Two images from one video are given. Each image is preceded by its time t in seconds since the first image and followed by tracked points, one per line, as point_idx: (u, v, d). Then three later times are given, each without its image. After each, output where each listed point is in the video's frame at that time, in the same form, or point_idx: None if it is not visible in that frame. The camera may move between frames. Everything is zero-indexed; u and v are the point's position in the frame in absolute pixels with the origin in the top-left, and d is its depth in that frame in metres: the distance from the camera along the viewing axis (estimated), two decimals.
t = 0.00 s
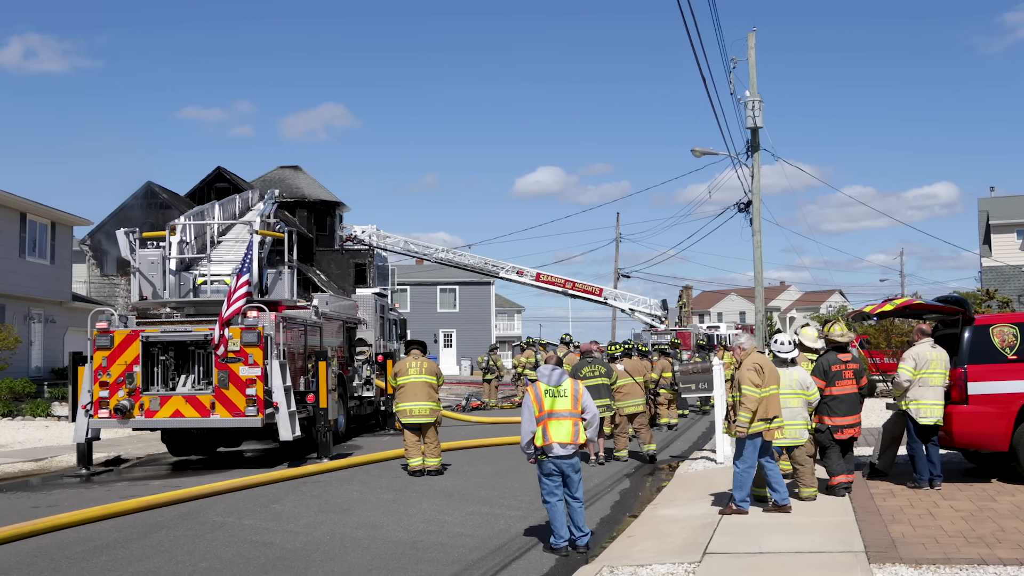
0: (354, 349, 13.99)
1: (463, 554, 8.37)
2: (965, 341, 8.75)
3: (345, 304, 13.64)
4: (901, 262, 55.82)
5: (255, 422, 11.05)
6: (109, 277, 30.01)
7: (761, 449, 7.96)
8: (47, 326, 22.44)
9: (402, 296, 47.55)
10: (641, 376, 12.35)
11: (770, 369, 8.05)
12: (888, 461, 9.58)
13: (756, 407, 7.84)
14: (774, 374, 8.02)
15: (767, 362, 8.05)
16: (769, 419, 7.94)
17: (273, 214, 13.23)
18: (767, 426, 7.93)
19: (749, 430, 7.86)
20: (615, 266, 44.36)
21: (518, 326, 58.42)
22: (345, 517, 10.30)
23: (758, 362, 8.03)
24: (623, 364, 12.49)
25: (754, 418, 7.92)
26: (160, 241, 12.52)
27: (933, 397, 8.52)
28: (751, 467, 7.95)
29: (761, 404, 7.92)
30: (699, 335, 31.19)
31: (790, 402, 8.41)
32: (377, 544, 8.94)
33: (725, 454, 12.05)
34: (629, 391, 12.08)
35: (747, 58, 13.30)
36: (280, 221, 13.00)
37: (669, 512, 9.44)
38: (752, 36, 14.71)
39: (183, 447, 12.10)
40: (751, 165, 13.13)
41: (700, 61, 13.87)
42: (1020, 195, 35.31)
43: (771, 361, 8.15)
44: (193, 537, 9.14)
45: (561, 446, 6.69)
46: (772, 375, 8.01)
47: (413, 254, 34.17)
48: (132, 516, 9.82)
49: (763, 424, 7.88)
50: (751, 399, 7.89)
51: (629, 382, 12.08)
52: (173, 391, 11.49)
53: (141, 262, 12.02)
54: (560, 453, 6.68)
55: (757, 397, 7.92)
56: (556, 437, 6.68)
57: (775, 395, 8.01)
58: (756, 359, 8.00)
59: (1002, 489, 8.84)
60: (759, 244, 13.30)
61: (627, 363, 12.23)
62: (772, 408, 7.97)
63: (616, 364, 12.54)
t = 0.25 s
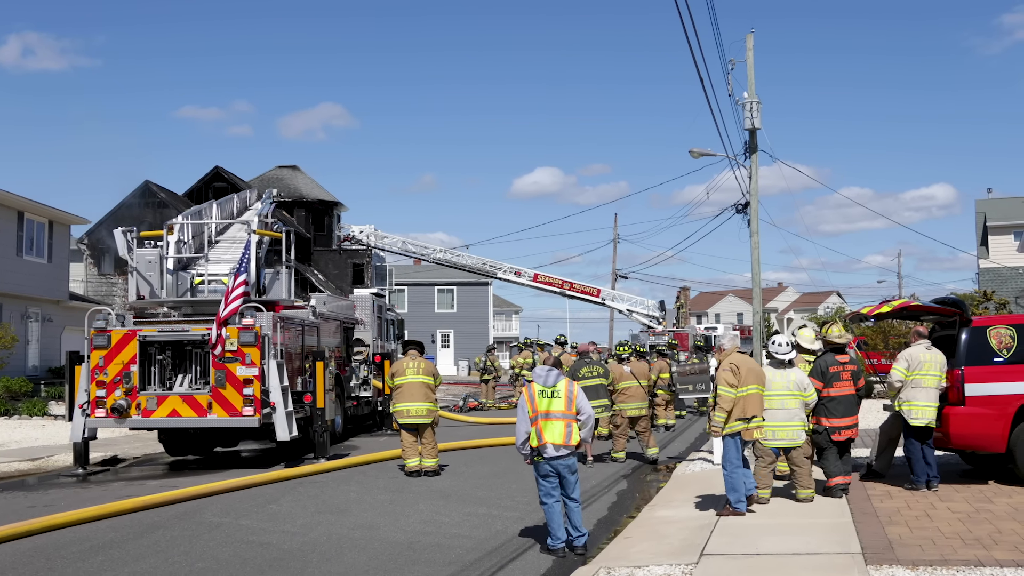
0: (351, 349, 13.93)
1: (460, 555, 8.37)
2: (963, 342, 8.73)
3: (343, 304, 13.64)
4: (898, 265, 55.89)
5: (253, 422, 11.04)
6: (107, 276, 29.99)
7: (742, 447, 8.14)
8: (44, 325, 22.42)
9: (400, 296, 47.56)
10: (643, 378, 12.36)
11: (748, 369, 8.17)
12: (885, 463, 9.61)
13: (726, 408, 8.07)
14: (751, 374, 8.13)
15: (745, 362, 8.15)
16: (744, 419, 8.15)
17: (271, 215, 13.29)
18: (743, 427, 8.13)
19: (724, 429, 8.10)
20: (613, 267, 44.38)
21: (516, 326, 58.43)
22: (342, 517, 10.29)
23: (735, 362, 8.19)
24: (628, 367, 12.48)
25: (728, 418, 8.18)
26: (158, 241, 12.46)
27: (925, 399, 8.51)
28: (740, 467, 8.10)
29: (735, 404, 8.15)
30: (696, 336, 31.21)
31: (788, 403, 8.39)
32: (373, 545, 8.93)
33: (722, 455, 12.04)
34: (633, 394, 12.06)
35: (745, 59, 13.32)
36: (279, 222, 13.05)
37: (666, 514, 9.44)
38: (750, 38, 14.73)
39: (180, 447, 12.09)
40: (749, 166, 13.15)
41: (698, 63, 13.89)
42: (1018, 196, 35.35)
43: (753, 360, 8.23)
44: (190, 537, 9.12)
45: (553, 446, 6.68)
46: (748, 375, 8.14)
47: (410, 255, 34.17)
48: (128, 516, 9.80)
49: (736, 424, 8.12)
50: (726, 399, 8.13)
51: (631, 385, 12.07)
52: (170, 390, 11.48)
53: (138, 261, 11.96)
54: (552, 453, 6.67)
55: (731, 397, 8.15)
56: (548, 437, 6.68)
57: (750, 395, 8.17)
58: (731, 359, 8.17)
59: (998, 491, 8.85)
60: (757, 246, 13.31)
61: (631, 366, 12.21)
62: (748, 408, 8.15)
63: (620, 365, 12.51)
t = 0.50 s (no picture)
0: (347, 356, 13.90)
1: (456, 563, 8.35)
2: (959, 349, 8.75)
3: (339, 311, 13.64)
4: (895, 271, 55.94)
5: (250, 430, 11.02)
6: (104, 282, 29.98)
7: (728, 456, 8.20)
8: (41, 332, 22.40)
9: (397, 303, 47.56)
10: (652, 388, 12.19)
11: (732, 377, 8.44)
12: (883, 470, 9.60)
13: (707, 415, 8.27)
14: (733, 383, 8.38)
15: (727, 369, 8.46)
16: (727, 425, 8.27)
17: (268, 221, 13.38)
18: (725, 432, 8.26)
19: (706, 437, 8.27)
20: (610, 274, 44.40)
21: (513, 333, 58.42)
22: (339, 525, 10.28)
23: (719, 371, 8.48)
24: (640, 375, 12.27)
25: (711, 425, 8.33)
26: (154, 248, 12.43)
27: (921, 406, 8.54)
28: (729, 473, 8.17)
29: (717, 410, 8.33)
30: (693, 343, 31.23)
31: (785, 410, 8.39)
32: (371, 553, 8.91)
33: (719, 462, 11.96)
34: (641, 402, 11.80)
35: (742, 66, 13.35)
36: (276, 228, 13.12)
37: (663, 521, 9.43)
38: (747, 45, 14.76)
39: (177, 454, 12.08)
40: (746, 173, 13.17)
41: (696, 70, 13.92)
42: (1015, 203, 35.37)
43: (737, 368, 8.51)
44: (186, 545, 9.11)
45: (543, 454, 6.68)
46: (729, 381, 8.40)
47: (407, 262, 34.17)
48: (125, 523, 9.78)
49: (717, 430, 8.25)
50: (708, 407, 8.34)
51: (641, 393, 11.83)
52: (167, 398, 11.45)
53: (135, 269, 11.95)
54: (541, 461, 6.68)
55: (713, 404, 8.36)
56: (538, 444, 6.69)
57: (732, 402, 8.35)
58: (714, 367, 8.47)
59: (996, 498, 8.85)
60: (754, 253, 13.33)
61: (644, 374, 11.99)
62: (730, 414, 8.32)
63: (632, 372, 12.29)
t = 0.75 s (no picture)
0: (347, 361, 13.97)
1: (455, 569, 8.34)
2: (958, 355, 8.76)
3: (338, 316, 13.65)
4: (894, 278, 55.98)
5: (248, 435, 11.01)
6: (103, 287, 29.99)
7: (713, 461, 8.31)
8: (40, 337, 22.40)
9: (396, 308, 47.56)
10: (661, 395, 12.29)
11: (721, 385, 8.52)
12: (881, 478, 9.61)
13: (695, 422, 8.39)
14: (722, 391, 8.45)
15: (716, 378, 8.53)
16: (714, 433, 8.33)
17: (267, 227, 13.43)
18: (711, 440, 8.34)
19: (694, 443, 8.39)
20: (609, 280, 44.41)
21: (512, 339, 58.39)
22: (337, 530, 10.26)
23: (709, 380, 8.56)
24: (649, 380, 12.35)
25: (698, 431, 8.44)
26: (154, 253, 12.48)
27: (923, 413, 8.55)
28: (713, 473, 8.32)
29: (705, 418, 8.42)
30: (692, 350, 31.25)
31: (785, 417, 8.37)
32: (369, 558, 8.90)
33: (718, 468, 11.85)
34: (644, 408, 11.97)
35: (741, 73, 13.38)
36: (275, 234, 13.16)
37: (662, 528, 9.43)
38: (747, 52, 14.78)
39: (175, 459, 12.07)
40: (746, 180, 13.18)
41: (695, 77, 13.95)
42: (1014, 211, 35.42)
43: (728, 377, 8.55)
44: (185, 550, 9.09)
45: (538, 460, 6.69)
46: (718, 390, 8.48)
47: (406, 267, 34.18)
48: (123, 528, 9.77)
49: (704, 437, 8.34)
50: (697, 414, 8.44)
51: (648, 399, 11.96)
52: (165, 403, 11.42)
53: (134, 273, 11.99)
54: (536, 467, 6.68)
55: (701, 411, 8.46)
56: (533, 450, 6.70)
57: (721, 410, 8.41)
58: (704, 375, 8.56)
59: (995, 505, 8.85)
60: (753, 259, 13.34)
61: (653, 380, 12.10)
62: (717, 422, 8.39)
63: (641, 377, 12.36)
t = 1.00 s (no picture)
0: (346, 362, 13.98)
1: (453, 571, 8.34)
2: (957, 357, 8.74)
3: (336, 317, 13.65)
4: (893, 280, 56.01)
5: (246, 436, 11.00)
6: (101, 288, 29.98)
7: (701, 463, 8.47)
8: (39, 338, 22.39)
9: (394, 309, 47.55)
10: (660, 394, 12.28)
11: (711, 386, 8.56)
12: (879, 479, 9.62)
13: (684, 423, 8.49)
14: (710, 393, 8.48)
15: (705, 379, 8.58)
16: (703, 433, 8.39)
17: (266, 228, 13.44)
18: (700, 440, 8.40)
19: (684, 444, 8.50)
20: (608, 281, 44.40)
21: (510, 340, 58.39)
22: (335, 531, 10.26)
23: (698, 381, 8.61)
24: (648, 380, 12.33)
25: (690, 432, 8.56)
26: (153, 254, 12.49)
27: (924, 415, 8.56)
28: (696, 479, 8.46)
29: (694, 419, 8.51)
30: (690, 351, 31.24)
31: (783, 419, 8.38)
32: (367, 560, 8.89)
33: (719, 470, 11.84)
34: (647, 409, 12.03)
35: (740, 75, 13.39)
36: (273, 235, 13.16)
37: (660, 529, 9.43)
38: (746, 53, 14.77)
39: (173, 460, 12.07)
40: (744, 182, 13.18)
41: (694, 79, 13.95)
42: (1013, 213, 35.44)
43: (717, 378, 8.59)
44: (183, 551, 9.08)
45: (537, 462, 6.70)
46: (707, 392, 8.53)
47: (405, 268, 34.17)
48: (121, 529, 9.76)
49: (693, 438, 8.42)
50: (686, 415, 8.53)
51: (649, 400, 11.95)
52: (164, 404, 11.41)
53: (133, 274, 12.00)
54: (535, 469, 6.70)
55: (691, 412, 8.55)
56: (532, 452, 6.71)
57: (710, 410, 8.45)
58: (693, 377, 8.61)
59: (993, 507, 8.86)
60: (752, 261, 13.34)
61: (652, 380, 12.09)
62: (706, 423, 8.44)
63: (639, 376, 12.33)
